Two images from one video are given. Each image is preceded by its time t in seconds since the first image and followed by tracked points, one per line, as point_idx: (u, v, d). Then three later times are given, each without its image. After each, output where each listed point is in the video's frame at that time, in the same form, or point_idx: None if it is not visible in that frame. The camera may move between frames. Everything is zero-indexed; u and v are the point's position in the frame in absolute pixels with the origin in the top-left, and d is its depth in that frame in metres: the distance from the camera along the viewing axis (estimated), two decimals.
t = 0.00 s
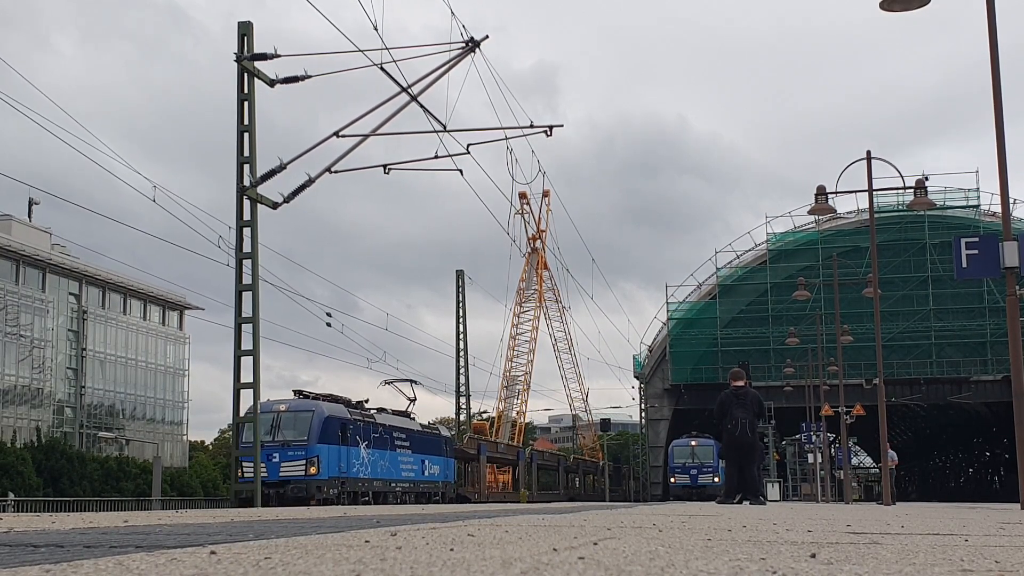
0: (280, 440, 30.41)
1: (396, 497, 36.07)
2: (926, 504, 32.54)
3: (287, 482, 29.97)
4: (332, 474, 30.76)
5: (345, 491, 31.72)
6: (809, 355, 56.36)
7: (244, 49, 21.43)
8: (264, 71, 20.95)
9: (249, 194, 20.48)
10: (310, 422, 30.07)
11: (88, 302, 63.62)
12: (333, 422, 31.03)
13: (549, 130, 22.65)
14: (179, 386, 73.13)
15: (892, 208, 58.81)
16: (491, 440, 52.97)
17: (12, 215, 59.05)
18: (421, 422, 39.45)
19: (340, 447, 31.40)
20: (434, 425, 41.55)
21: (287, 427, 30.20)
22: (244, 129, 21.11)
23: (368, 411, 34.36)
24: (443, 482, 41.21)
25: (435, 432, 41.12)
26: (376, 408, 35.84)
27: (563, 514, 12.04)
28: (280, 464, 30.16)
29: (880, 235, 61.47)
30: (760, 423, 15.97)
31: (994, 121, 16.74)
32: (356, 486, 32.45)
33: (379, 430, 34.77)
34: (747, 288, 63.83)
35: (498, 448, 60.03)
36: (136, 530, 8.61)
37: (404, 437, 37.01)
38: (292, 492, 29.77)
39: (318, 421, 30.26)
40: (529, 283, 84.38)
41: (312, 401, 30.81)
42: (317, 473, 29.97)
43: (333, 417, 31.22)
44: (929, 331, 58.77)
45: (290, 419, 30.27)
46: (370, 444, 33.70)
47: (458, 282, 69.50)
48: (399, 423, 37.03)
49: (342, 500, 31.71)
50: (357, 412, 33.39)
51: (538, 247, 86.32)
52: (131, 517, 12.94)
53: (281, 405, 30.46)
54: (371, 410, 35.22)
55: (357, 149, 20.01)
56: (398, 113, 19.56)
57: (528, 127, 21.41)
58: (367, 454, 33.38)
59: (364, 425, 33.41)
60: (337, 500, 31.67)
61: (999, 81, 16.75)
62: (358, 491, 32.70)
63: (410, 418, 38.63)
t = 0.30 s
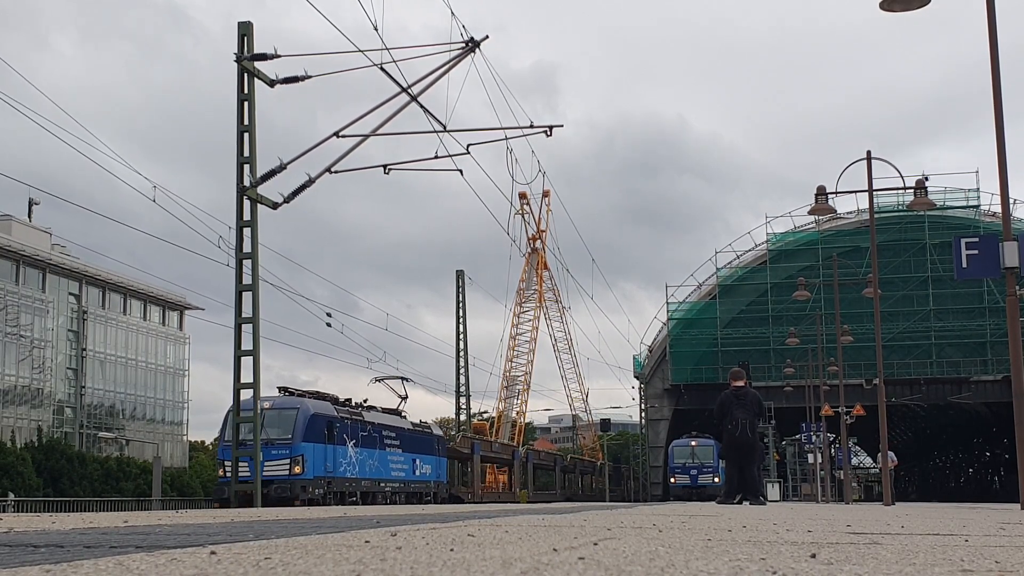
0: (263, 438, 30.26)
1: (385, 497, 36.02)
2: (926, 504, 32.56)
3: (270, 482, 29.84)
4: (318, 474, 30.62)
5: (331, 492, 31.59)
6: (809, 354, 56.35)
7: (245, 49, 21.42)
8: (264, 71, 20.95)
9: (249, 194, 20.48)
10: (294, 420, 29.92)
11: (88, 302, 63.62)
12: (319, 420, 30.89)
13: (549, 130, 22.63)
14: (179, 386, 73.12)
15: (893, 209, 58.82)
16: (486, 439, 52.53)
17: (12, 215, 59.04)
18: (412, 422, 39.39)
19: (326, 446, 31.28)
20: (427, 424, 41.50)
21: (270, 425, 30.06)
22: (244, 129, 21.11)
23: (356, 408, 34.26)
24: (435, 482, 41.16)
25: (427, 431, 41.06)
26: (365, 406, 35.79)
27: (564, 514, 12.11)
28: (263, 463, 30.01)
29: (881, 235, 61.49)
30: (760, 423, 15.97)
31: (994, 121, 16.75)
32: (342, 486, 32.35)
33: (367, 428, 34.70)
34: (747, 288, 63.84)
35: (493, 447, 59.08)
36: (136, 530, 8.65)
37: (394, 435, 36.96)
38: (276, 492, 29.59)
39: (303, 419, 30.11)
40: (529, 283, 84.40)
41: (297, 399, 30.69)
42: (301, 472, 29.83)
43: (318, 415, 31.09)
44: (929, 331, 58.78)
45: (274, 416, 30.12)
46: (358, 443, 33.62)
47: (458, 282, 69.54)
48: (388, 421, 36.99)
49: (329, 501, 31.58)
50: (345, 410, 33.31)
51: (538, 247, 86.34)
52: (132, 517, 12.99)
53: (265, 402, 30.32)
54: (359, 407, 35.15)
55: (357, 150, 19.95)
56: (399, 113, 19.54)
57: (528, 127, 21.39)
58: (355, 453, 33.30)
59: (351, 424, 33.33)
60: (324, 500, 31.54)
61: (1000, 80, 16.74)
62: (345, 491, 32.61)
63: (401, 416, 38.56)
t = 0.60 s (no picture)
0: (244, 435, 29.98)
1: (374, 497, 35.99)
2: (926, 505, 32.54)
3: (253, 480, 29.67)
4: (302, 473, 30.46)
5: (316, 491, 31.43)
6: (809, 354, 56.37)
7: (245, 49, 21.44)
8: (264, 71, 20.95)
9: (249, 194, 20.50)
10: (278, 418, 29.75)
11: (88, 302, 63.64)
12: (302, 418, 30.69)
13: (549, 130, 22.59)
14: (179, 386, 73.13)
15: (893, 209, 58.82)
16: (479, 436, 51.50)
17: (12, 215, 59.04)
18: (402, 420, 39.33)
19: (311, 444, 31.10)
20: (418, 423, 41.44)
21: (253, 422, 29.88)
22: (244, 129, 21.13)
23: (343, 406, 34.13)
24: (426, 481, 41.15)
25: (419, 430, 41.06)
26: (353, 404, 35.68)
27: (563, 514, 12.11)
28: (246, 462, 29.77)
29: (880, 235, 61.50)
30: (761, 423, 15.98)
31: (994, 121, 16.75)
32: (329, 485, 32.30)
33: (355, 426, 34.61)
34: (747, 288, 63.88)
35: (487, 446, 57.47)
36: (136, 530, 8.65)
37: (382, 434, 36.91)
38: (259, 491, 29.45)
39: (286, 417, 29.94)
40: (529, 283, 84.41)
41: (282, 396, 30.52)
42: (285, 471, 29.75)
43: (302, 413, 30.91)
44: (929, 331, 58.78)
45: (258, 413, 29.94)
46: (345, 442, 33.52)
47: (457, 283, 69.55)
48: (377, 419, 36.94)
49: (314, 500, 31.44)
50: (331, 408, 33.19)
51: (538, 247, 86.34)
52: (133, 518, 13.02)
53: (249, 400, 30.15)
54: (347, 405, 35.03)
55: (356, 150, 20.02)
56: (398, 113, 19.57)
57: (528, 127, 21.38)
58: (342, 452, 33.23)
59: (338, 422, 33.22)
60: (309, 500, 31.47)
61: (999, 80, 16.75)
62: (332, 491, 32.55)
63: (390, 414, 38.50)
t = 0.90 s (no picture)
0: (225, 434, 29.22)
1: (361, 496, 35.71)
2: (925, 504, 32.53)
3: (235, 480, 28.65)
4: (286, 473, 29.94)
5: (301, 491, 30.97)
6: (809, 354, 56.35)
7: (244, 49, 21.43)
8: (264, 71, 20.94)
9: (249, 194, 20.48)
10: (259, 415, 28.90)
11: (88, 302, 63.60)
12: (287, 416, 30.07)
13: (549, 130, 22.58)
14: (179, 386, 73.11)
15: (893, 208, 58.82)
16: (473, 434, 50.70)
17: (12, 215, 59.03)
18: (392, 419, 39.08)
19: (297, 442, 30.53)
20: (409, 421, 41.24)
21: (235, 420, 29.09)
22: (244, 129, 21.12)
23: (330, 403, 33.66)
24: (417, 480, 41.01)
25: (409, 428, 40.95)
26: (341, 401, 35.26)
27: (562, 514, 12.09)
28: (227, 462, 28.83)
29: (881, 235, 61.50)
30: (761, 422, 16.00)
31: (994, 121, 16.75)
32: (313, 485, 31.82)
33: (342, 424, 34.21)
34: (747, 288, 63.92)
35: (481, 445, 56.65)
36: (135, 530, 8.63)
37: (370, 432, 36.60)
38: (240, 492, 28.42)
39: (269, 414, 29.09)
40: (529, 283, 84.40)
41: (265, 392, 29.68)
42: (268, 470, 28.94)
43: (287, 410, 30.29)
44: (929, 331, 58.78)
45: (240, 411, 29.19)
46: (331, 440, 33.03)
47: (457, 283, 69.60)
48: (366, 417, 36.62)
49: (298, 500, 30.96)
50: (318, 405, 32.55)
51: (538, 247, 86.30)
52: (132, 517, 13.03)
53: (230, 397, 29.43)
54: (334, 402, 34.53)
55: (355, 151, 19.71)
56: (398, 113, 19.39)
57: (528, 127, 21.38)
58: (327, 451, 32.74)
59: (325, 419, 32.61)
60: (292, 500, 30.95)
61: (999, 80, 16.75)
62: (316, 491, 32.11)
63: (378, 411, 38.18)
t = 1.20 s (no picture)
0: (205, 432, 28.32)
1: (349, 496, 35.40)
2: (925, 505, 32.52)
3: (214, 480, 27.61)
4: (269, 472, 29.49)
5: (285, 491, 30.51)
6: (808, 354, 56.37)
7: (244, 49, 21.45)
8: (264, 71, 20.96)
9: (249, 194, 20.50)
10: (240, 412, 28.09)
11: (88, 303, 63.59)
12: (268, 413, 29.53)
13: (549, 130, 22.48)
14: (179, 386, 73.14)
15: (893, 208, 58.84)
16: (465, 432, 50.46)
17: (12, 215, 59.02)
18: (381, 417, 38.95)
19: (279, 441, 30.04)
20: (399, 420, 41.11)
21: (216, 417, 28.23)
22: (244, 130, 21.13)
23: (316, 400, 33.24)
24: (408, 480, 40.97)
25: (401, 427, 40.86)
26: (328, 399, 34.90)
27: (563, 514, 12.14)
28: (207, 460, 27.89)
29: (881, 235, 61.52)
30: (761, 423, 16.01)
31: (994, 122, 16.76)
32: (298, 485, 31.45)
33: (328, 422, 33.80)
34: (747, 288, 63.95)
35: (475, 443, 56.18)
36: (136, 530, 8.64)
37: (357, 430, 36.28)
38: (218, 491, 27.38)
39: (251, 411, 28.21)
40: (529, 283, 84.43)
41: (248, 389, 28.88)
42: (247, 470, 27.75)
43: (268, 408, 29.74)
44: (929, 331, 58.79)
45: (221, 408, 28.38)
46: (317, 439, 32.65)
47: (457, 283, 69.67)
48: (353, 415, 36.37)
49: (282, 501, 30.49)
50: (303, 403, 32.15)
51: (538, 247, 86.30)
52: (134, 517, 13.05)
53: (211, 393, 28.64)
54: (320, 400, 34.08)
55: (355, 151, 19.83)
56: (398, 113, 19.38)
57: (527, 128, 21.31)
58: (313, 450, 32.38)
59: (310, 417, 32.21)
60: (276, 500, 30.53)
61: (999, 80, 16.75)
62: (302, 490, 31.76)
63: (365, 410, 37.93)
